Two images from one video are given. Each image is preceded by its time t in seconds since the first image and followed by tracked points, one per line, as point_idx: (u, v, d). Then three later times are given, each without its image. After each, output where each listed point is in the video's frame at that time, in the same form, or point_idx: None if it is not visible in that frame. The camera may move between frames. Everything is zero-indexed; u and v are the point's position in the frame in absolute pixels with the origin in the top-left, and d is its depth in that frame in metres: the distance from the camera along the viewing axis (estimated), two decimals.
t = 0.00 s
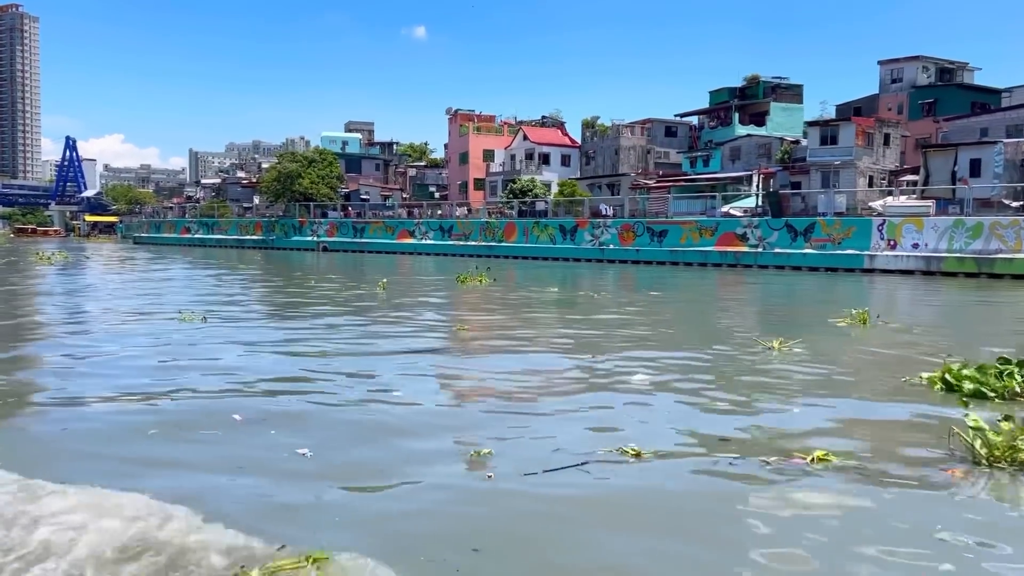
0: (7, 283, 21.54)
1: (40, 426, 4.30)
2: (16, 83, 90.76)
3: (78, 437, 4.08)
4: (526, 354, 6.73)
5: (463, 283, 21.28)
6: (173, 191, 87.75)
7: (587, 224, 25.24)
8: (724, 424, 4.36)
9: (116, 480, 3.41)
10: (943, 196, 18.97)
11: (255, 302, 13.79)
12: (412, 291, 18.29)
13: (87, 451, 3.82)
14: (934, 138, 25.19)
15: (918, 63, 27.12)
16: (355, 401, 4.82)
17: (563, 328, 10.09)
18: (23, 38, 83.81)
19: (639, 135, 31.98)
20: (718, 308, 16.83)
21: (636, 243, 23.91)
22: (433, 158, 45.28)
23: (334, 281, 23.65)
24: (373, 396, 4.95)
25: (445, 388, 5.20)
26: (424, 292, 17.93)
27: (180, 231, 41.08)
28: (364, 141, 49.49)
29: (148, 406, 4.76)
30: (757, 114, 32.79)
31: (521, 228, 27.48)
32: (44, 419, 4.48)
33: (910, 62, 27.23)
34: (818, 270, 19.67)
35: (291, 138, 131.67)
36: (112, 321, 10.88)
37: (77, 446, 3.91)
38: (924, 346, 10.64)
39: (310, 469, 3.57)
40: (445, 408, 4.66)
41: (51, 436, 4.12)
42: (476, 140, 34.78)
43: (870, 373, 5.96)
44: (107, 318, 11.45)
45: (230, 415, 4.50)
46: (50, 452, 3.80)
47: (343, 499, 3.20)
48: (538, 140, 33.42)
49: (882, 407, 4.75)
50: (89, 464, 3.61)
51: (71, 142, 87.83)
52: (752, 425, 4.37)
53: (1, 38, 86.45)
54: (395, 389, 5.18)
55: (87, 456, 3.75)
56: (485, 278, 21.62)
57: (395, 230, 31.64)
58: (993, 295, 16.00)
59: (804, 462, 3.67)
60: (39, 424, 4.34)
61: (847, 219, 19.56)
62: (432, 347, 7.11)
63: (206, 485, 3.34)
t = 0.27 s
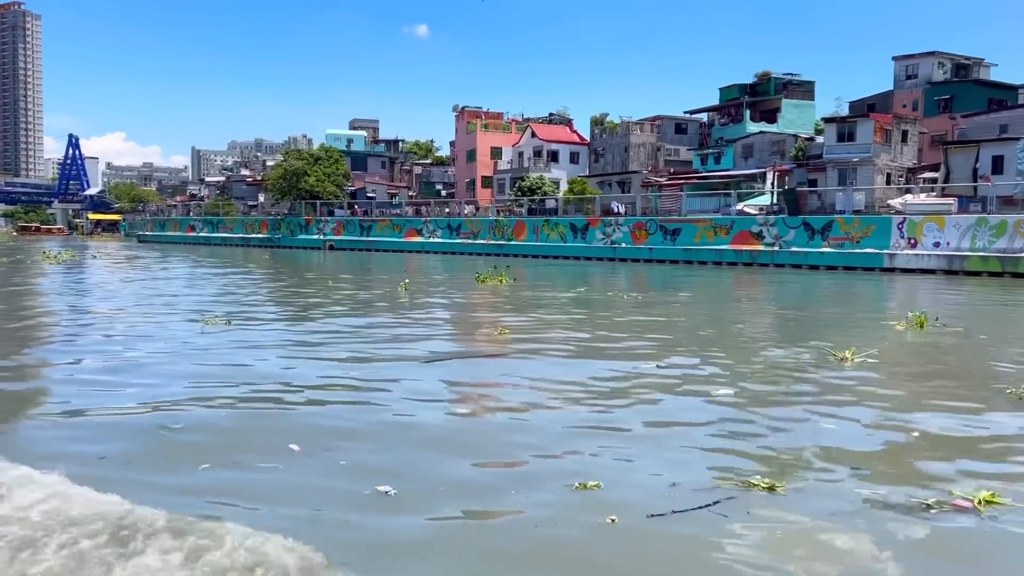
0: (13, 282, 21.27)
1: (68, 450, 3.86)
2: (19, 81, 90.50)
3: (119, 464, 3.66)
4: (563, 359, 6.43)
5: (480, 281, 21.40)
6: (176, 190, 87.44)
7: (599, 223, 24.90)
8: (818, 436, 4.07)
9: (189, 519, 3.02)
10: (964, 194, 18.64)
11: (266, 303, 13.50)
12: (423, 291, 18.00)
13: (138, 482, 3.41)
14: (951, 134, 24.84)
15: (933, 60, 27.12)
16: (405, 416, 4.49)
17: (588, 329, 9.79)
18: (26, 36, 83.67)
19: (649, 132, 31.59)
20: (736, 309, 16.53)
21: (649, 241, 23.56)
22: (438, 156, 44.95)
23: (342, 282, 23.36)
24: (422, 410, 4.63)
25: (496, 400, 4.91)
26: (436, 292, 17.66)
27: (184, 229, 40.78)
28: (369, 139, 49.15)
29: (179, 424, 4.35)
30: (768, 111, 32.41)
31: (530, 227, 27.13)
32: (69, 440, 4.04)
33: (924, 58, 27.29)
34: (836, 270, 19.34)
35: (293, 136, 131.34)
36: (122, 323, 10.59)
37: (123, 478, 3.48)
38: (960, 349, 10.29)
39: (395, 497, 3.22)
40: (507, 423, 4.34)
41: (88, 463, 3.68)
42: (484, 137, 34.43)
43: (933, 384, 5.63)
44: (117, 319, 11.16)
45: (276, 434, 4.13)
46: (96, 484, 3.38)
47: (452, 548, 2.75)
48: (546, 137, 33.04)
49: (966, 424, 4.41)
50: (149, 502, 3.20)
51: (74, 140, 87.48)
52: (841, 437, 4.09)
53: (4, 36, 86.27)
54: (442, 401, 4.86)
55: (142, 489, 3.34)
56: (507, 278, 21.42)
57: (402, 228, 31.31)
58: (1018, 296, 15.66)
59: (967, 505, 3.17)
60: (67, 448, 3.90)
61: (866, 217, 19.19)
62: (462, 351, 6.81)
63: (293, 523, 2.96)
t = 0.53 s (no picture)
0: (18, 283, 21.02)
1: (118, 482, 3.46)
2: (22, 81, 90.32)
3: (183, 501, 3.26)
4: (603, 367, 6.12)
5: (501, 280, 21.40)
6: (180, 190, 87.19)
7: (610, 222, 24.55)
8: (922, 459, 3.75)
9: (294, 573, 2.63)
10: (986, 192, 18.29)
11: (278, 304, 13.21)
12: (434, 292, 17.72)
13: (213, 524, 3.01)
14: (969, 132, 24.49)
15: (950, 56, 26.98)
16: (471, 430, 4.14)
17: (615, 333, 9.47)
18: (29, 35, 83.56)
19: (659, 130, 31.24)
20: (755, 309, 16.23)
21: (662, 240, 23.21)
22: (445, 155, 44.60)
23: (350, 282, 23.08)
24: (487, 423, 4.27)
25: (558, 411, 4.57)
26: (448, 293, 17.38)
27: (189, 228, 40.51)
28: (374, 138, 48.82)
29: (228, 445, 3.96)
30: (779, 109, 32.08)
31: (540, 226, 26.81)
32: (114, 469, 3.63)
33: (941, 55, 27.16)
34: (855, 270, 19.00)
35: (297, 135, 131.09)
36: (133, 325, 10.31)
37: (189, 517, 3.08)
38: (1000, 352, 9.94)
39: (511, 546, 2.81)
40: (585, 438, 4.00)
41: (146, 500, 3.28)
42: (492, 136, 34.10)
43: (1005, 396, 5.27)
44: (126, 322, 10.87)
45: (341, 458, 3.75)
46: (167, 529, 2.95)
47: None
48: (555, 135, 32.67)
49: None
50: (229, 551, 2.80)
51: (77, 139, 87.23)
52: (945, 458, 3.78)
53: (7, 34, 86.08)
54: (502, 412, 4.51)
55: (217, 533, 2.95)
56: (529, 279, 21.21)
57: (409, 228, 31.01)
58: None
59: None
60: (115, 479, 3.49)
61: (886, 216, 18.83)
62: (493, 358, 6.50)
63: None
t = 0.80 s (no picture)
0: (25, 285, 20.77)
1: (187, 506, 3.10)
2: (26, 82, 90.33)
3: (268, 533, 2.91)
4: (649, 376, 5.81)
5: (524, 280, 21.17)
6: (184, 190, 86.99)
7: (623, 223, 24.22)
8: None
9: None
10: (1010, 193, 17.94)
11: (291, 308, 12.91)
12: (447, 295, 17.44)
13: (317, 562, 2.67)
14: (987, 133, 24.13)
15: (968, 55, 26.72)
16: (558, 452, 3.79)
17: (644, 338, 9.16)
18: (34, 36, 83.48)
19: (670, 130, 30.91)
20: (775, 313, 15.91)
21: (676, 242, 22.89)
22: (451, 156, 44.36)
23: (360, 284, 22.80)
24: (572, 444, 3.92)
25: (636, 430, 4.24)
26: (461, 295, 17.09)
27: (195, 229, 40.24)
28: (381, 138, 48.58)
29: (300, 468, 3.59)
30: (791, 109, 31.73)
31: (551, 227, 26.46)
32: (184, 497, 3.24)
33: (958, 54, 26.91)
34: (875, 272, 18.67)
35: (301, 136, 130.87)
36: (145, 330, 10.03)
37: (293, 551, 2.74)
38: None
39: None
40: (686, 463, 3.66)
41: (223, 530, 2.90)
42: (501, 136, 33.78)
43: None
44: (139, 326, 10.59)
45: (429, 483, 3.40)
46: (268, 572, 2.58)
47: None
48: (565, 135, 32.31)
49: None
50: None
51: (81, 139, 87.03)
52: None
53: (11, 36, 86.17)
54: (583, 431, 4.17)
55: None
56: (552, 282, 20.94)
57: (418, 229, 30.70)
58: None
59: None
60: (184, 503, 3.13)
61: (907, 217, 18.50)
62: (530, 365, 6.19)
63: None
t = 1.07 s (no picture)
0: (31, 288, 20.50)
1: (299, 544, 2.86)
2: (30, 85, 90.13)
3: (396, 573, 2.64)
4: (700, 390, 5.50)
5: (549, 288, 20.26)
6: (189, 193, 86.81)
7: (635, 226, 23.90)
8: None
9: None
10: None
11: (305, 313, 12.59)
12: (461, 299, 17.15)
13: None
14: (1006, 135, 23.83)
15: (985, 57, 26.47)
16: (670, 484, 3.42)
17: (676, 345, 8.85)
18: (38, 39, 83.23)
19: (682, 132, 30.60)
20: (797, 318, 15.58)
21: (690, 245, 22.58)
22: (458, 158, 44.08)
23: (369, 288, 22.51)
24: (682, 475, 3.55)
25: (738, 455, 3.86)
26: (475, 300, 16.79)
27: (201, 232, 39.96)
28: (387, 141, 48.30)
29: (389, 503, 3.23)
30: (804, 111, 31.44)
31: (562, 230, 26.12)
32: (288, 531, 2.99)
33: (975, 55, 26.66)
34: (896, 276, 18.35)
35: (305, 138, 130.81)
36: (158, 336, 9.74)
37: None
38: None
39: None
40: (814, 497, 3.30)
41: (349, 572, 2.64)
42: (509, 138, 33.48)
43: None
44: (152, 330, 10.30)
45: (542, 520, 3.03)
46: None
47: None
48: (574, 137, 32.01)
49: None
50: None
51: (85, 141, 86.86)
52: None
53: (15, 39, 86.01)
54: (686, 458, 3.79)
55: None
56: (576, 286, 20.54)
57: (426, 231, 30.38)
58: None
59: None
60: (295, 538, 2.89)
61: (929, 221, 18.17)
62: (568, 376, 5.89)
63: None
